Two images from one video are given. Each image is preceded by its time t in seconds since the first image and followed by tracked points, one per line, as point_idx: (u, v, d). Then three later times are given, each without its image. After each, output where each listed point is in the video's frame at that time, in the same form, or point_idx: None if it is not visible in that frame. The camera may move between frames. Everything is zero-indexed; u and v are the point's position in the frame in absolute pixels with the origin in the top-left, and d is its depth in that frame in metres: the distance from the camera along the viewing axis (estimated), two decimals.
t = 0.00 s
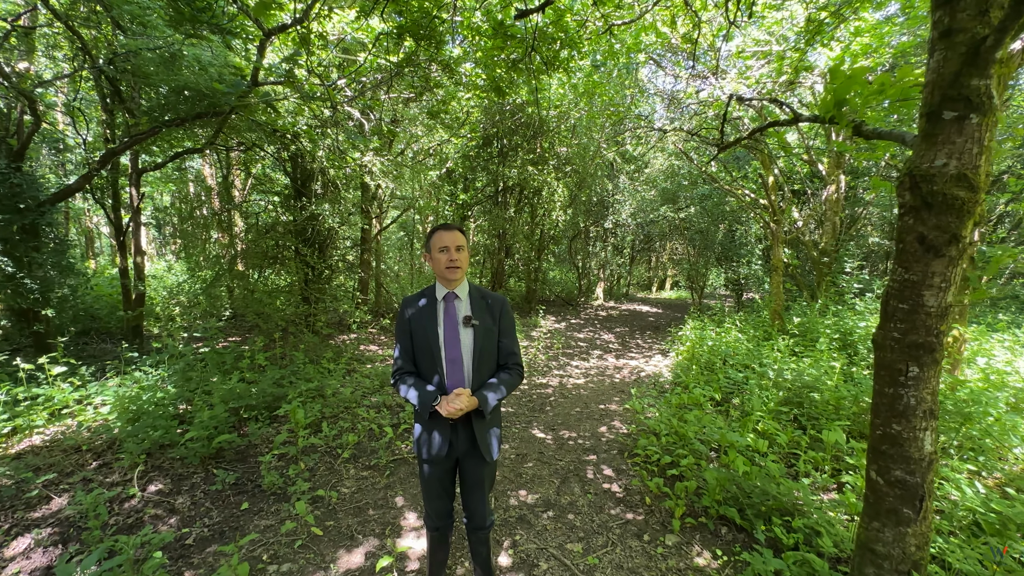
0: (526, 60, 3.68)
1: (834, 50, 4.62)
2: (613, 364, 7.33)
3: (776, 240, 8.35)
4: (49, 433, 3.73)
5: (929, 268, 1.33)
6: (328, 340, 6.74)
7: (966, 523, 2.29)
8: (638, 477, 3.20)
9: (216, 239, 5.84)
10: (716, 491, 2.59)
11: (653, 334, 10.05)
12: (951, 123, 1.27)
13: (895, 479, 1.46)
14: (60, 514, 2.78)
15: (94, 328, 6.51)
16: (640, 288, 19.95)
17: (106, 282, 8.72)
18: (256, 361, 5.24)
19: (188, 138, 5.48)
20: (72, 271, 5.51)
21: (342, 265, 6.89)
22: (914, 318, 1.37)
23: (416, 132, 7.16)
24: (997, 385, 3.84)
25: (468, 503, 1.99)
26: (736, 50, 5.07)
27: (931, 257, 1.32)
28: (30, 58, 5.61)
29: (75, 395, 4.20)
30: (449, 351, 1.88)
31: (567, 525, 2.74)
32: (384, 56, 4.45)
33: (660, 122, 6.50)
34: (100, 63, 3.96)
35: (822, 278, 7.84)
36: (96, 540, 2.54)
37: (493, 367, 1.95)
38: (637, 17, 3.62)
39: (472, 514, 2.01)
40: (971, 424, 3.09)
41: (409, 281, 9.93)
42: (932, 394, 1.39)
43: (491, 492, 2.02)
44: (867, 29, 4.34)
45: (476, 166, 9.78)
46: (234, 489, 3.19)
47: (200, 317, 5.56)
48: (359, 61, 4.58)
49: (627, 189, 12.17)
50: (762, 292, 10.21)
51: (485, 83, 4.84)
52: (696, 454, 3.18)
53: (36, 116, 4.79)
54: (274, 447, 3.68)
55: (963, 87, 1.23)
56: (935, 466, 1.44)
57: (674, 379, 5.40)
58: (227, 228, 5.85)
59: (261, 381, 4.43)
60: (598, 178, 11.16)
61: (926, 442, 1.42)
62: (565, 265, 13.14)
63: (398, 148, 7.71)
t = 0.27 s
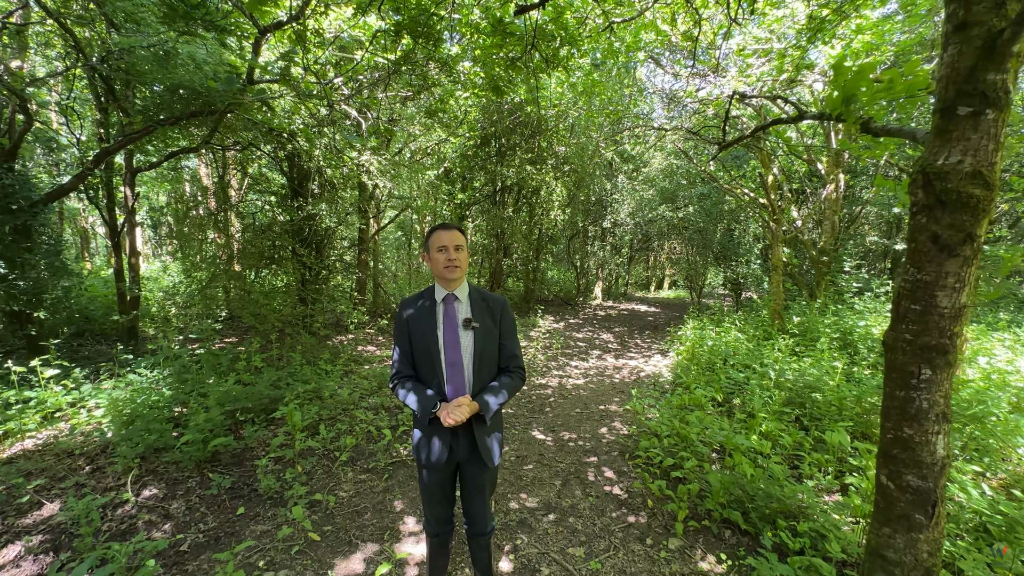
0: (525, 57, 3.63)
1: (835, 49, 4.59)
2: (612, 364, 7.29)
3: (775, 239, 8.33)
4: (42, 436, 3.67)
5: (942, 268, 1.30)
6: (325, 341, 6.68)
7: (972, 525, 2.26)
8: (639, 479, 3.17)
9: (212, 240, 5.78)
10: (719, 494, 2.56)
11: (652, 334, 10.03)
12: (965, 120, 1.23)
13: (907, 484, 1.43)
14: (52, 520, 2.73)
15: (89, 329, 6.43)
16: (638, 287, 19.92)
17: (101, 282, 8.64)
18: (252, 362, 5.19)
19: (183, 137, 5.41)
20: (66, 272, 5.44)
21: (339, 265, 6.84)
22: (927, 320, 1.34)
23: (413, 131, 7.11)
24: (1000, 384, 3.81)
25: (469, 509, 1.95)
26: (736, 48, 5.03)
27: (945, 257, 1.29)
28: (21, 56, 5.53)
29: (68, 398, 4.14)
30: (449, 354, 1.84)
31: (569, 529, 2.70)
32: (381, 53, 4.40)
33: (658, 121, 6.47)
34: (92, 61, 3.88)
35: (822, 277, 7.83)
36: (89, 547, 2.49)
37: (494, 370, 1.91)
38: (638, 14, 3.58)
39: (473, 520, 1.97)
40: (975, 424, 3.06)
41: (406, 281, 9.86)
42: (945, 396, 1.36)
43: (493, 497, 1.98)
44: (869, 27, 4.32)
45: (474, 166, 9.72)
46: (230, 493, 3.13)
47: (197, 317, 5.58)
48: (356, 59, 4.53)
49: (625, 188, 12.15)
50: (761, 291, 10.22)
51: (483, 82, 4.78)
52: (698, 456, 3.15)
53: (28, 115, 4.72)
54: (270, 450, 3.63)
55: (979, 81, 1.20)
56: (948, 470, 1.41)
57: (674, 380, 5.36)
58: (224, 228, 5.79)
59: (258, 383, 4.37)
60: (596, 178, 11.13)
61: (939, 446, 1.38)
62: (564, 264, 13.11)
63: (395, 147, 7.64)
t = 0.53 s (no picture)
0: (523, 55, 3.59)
1: (835, 47, 4.57)
2: (611, 364, 7.27)
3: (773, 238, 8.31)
4: (34, 440, 3.61)
5: (956, 267, 1.26)
6: (322, 342, 6.62)
7: (978, 526, 2.23)
8: (641, 481, 3.13)
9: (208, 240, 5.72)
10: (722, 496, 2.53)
11: (651, 334, 10.02)
12: (981, 115, 1.20)
13: (919, 488, 1.40)
14: (43, 526, 2.67)
15: (83, 331, 6.35)
16: (636, 286, 19.90)
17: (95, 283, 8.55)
18: (248, 363, 5.13)
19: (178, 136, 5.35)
20: (59, 273, 5.37)
21: (335, 265, 6.79)
22: (940, 320, 1.31)
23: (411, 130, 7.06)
24: (1002, 382, 3.80)
25: (469, 514, 1.91)
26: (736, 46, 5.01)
27: (959, 256, 1.25)
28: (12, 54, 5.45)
29: (61, 401, 4.07)
30: (449, 357, 1.80)
31: (570, 532, 2.66)
32: (378, 51, 4.35)
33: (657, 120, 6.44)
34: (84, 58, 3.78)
35: (820, 276, 7.83)
36: (81, 554, 2.43)
37: (495, 373, 1.87)
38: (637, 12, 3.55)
39: (475, 525, 1.94)
40: (978, 423, 3.04)
41: (404, 282, 9.80)
42: (958, 399, 1.33)
43: (494, 501, 1.94)
44: (869, 25, 4.30)
45: (472, 165, 9.67)
46: (226, 497, 3.08)
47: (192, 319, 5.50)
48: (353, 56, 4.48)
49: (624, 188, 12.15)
50: (759, 290, 10.22)
51: (481, 80, 4.74)
52: (700, 458, 3.12)
53: (19, 114, 4.65)
54: (267, 453, 3.58)
55: (996, 75, 1.16)
56: (960, 474, 1.38)
57: (674, 380, 5.34)
58: (220, 228, 5.73)
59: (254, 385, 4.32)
60: (594, 177, 11.12)
61: (951, 449, 1.35)
62: (562, 264, 13.09)
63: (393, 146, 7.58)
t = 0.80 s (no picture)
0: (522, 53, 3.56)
1: (836, 45, 4.54)
2: (610, 363, 7.25)
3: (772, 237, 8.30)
4: (27, 443, 3.55)
5: (968, 267, 1.24)
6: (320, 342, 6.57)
7: (984, 529, 2.21)
8: (643, 483, 3.11)
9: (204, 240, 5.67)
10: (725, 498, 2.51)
11: (650, 333, 10.01)
12: (995, 111, 1.17)
13: (929, 492, 1.37)
14: (36, 532, 2.62)
15: (78, 331, 6.28)
16: (635, 285, 19.88)
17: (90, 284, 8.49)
18: (245, 365, 5.08)
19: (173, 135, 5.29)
20: (53, 274, 5.30)
21: (333, 265, 6.75)
22: (951, 321, 1.28)
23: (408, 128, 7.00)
24: (1004, 382, 3.79)
25: (470, 519, 1.88)
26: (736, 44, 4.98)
27: (972, 256, 1.23)
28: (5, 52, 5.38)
29: (55, 404, 4.02)
30: (449, 360, 1.77)
31: (572, 535, 2.63)
32: (376, 48, 4.31)
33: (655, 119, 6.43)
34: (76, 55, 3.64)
35: (819, 275, 7.83)
36: (74, 560, 2.39)
37: (497, 375, 1.83)
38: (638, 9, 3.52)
39: (475, 530, 1.90)
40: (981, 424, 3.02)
41: (402, 281, 9.74)
42: (969, 401, 1.30)
43: (495, 506, 1.91)
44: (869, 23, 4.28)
45: (470, 164, 9.61)
46: (222, 501, 3.04)
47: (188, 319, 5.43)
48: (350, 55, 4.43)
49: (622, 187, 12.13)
50: (758, 289, 10.22)
51: (480, 78, 4.70)
52: (702, 459, 3.10)
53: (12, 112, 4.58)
54: (264, 456, 3.54)
55: (1010, 70, 1.13)
56: (971, 478, 1.35)
57: (674, 380, 5.32)
58: (216, 228, 5.68)
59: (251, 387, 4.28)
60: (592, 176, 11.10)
61: (962, 453, 1.33)
62: (560, 263, 13.07)
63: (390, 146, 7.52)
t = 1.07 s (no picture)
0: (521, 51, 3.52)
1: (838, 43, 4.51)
2: (610, 363, 7.22)
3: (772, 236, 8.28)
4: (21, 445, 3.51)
5: (981, 266, 1.21)
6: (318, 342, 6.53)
7: (990, 530, 2.19)
8: (644, 484, 3.08)
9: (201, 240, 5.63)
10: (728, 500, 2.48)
11: (649, 332, 9.99)
12: (1008, 107, 1.14)
13: (940, 496, 1.35)
14: (29, 537, 2.58)
15: (74, 332, 6.23)
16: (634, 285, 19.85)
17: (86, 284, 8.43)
18: (243, 365, 5.04)
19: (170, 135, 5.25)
20: (48, 274, 5.25)
21: (331, 265, 6.71)
22: (963, 321, 1.25)
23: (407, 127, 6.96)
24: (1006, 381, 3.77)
25: (472, 523, 1.85)
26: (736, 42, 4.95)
27: (985, 254, 1.20)
28: None
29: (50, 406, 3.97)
30: (450, 361, 1.74)
31: (573, 537, 2.60)
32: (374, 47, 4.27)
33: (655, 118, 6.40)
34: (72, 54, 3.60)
35: (818, 274, 7.83)
36: (68, 565, 2.36)
37: (498, 377, 1.80)
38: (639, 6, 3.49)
39: (477, 534, 1.88)
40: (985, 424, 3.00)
41: (401, 281, 9.69)
42: (982, 403, 1.28)
43: (496, 509, 1.88)
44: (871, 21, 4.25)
45: (468, 164, 9.57)
46: (219, 504, 3.00)
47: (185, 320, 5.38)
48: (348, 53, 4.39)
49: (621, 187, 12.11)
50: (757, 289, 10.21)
51: (479, 76, 4.66)
52: (704, 460, 3.07)
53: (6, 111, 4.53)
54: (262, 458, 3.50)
55: None
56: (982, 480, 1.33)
57: (674, 380, 5.30)
58: (214, 228, 5.65)
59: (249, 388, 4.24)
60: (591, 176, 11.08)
61: (974, 455, 1.30)
62: (559, 263, 13.04)
63: (389, 145, 7.48)
